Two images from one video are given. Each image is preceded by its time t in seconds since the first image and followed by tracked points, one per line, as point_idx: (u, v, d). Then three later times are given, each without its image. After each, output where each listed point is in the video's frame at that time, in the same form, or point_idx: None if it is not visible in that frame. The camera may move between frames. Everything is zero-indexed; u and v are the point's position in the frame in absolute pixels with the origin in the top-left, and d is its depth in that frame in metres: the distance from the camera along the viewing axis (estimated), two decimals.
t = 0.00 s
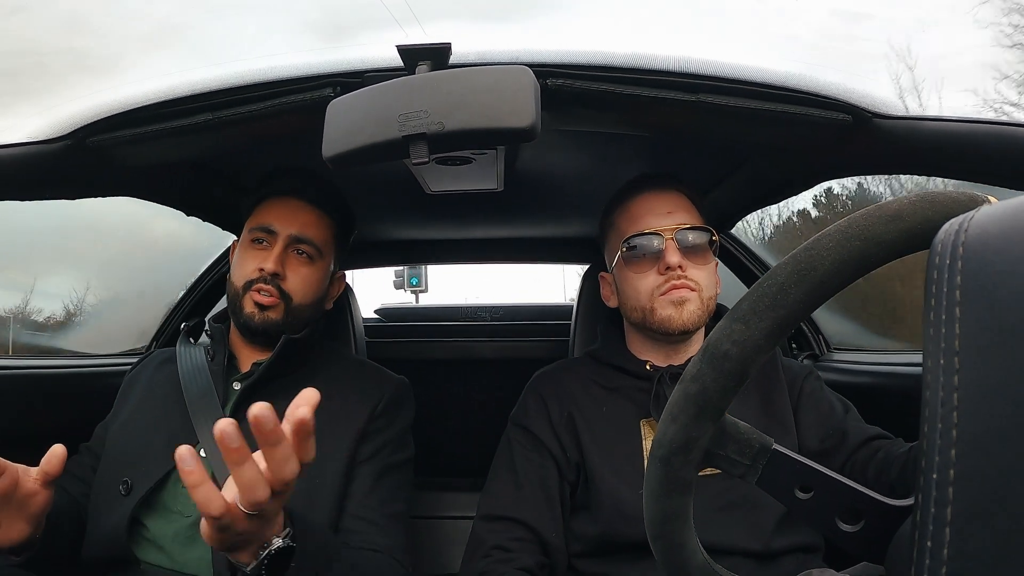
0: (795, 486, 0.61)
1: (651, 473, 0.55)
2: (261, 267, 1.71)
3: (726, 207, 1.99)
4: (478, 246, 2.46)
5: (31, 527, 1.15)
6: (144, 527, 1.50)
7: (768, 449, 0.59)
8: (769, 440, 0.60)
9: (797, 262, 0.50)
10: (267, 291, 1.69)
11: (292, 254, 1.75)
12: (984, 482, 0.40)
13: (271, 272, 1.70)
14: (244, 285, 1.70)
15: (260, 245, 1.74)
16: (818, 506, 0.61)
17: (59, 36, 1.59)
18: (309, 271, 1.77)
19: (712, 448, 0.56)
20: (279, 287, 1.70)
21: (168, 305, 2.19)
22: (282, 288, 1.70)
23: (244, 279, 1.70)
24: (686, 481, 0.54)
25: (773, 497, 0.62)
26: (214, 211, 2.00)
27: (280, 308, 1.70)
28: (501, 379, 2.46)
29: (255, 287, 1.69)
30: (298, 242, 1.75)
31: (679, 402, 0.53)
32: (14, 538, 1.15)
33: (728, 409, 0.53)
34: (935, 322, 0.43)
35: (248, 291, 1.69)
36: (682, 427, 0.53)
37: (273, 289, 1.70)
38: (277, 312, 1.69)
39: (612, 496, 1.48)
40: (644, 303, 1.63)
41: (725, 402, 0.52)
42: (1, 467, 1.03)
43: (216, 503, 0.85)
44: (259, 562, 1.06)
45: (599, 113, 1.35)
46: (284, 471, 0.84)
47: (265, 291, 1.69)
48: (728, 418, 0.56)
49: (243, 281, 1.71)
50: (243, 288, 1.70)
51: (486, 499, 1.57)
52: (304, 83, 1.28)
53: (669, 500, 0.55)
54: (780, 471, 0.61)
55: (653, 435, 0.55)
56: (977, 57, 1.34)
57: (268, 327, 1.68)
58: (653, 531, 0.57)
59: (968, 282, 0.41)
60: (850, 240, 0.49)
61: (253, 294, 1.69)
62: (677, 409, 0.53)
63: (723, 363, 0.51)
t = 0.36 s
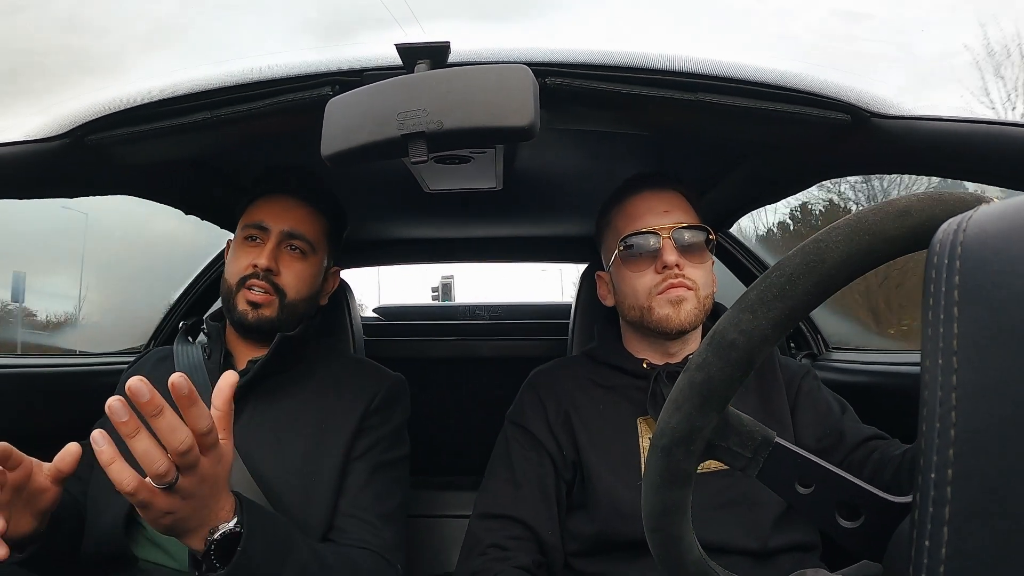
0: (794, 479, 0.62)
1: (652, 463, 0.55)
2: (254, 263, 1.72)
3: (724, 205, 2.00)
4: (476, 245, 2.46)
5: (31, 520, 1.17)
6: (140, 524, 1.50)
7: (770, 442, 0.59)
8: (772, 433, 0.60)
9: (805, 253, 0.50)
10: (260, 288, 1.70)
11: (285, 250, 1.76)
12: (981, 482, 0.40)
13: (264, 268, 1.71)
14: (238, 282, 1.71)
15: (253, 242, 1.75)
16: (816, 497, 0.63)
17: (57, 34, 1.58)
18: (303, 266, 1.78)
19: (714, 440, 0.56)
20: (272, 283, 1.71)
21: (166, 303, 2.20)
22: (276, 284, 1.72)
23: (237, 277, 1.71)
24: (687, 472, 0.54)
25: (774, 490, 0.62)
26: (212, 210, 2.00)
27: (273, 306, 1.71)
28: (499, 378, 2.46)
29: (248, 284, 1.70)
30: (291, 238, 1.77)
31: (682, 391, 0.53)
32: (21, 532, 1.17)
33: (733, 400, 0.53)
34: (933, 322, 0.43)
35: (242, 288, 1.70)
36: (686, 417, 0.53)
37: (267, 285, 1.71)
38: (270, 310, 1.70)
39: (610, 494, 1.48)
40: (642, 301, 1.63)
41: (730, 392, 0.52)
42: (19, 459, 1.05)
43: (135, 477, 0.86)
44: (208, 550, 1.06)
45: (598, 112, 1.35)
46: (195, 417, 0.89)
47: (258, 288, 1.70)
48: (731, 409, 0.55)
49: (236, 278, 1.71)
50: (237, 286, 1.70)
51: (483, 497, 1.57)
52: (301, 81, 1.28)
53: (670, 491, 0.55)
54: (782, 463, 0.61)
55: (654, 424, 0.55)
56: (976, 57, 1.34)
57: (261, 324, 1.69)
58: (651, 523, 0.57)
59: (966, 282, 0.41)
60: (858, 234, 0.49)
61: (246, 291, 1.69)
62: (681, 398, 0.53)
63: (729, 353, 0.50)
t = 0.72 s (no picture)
0: (791, 476, 0.62)
1: (649, 460, 0.56)
2: (249, 257, 1.71)
3: (722, 201, 2.00)
4: (474, 241, 2.46)
5: (64, 487, 1.26)
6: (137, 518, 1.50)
7: (766, 439, 0.59)
8: (768, 430, 0.60)
9: (802, 249, 0.50)
10: (256, 282, 1.70)
11: (280, 244, 1.76)
12: (978, 477, 0.40)
13: (259, 262, 1.70)
14: (234, 275, 1.70)
15: (248, 236, 1.76)
16: (814, 493, 0.63)
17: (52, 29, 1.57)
18: (299, 260, 1.78)
19: (711, 436, 0.56)
20: (268, 277, 1.71)
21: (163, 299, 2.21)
22: (271, 279, 1.72)
23: (232, 271, 1.71)
24: (683, 469, 0.54)
25: (772, 488, 0.63)
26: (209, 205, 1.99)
27: (268, 301, 1.71)
28: (497, 373, 2.46)
29: (244, 277, 1.69)
30: (286, 232, 1.76)
31: (678, 388, 0.53)
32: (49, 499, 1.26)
33: (728, 398, 0.53)
34: (930, 317, 0.43)
35: (238, 282, 1.70)
36: (682, 413, 0.53)
37: (262, 279, 1.71)
38: (265, 303, 1.70)
39: (608, 489, 1.49)
40: (641, 293, 1.62)
41: (725, 389, 0.52)
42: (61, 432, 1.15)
43: (119, 439, 0.94)
44: (199, 525, 1.13)
45: (596, 107, 1.34)
46: (160, 371, 0.95)
47: (254, 282, 1.70)
48: (727, 406, 0.56)
49: (233, 271, 1.71)
50: (233, 279, 1.70)
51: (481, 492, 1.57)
52: (298, 76, 1.27)
53: (667, 487, 0.55)
54: (778, 461, 0.61)
55: (650, 421, 0.56)
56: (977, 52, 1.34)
57: (257, 317, 1.69)
58: (647, 519, 0.57)
59: (963, 277, 0.42)
60: (854, 232, 0.49)
61: (242, 284, 1.69)
62: (677, 395, 0.53)
63: (724, 349, 0.51)
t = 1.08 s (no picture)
0: (793, 478, 0.62)
1: (652, 461, 0.55)
2: (254, 270, 1.72)
3: (722, 206, 2.00)
4: (473, 246, 2.46)
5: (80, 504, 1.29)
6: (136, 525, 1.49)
7: (769, 440, 0.59)
8: (770, 431, 0.59)
9: (809, 250, 0.50)
10: (260, 294, 1.71)
11: (285, 257, 1.77)
12: (978, 485, 0.40)
13: (264, 276, 1.72)
14: (239, 287, 1.71)
15: (253, 247, 1.76)
16: (814, 497, 0.63)
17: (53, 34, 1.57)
18: (303, 274, 1.79)
19: (713, 437, 0.56)
20: (272, 291, 1.72)
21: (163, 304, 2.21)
22: (276, 291, 1.72)
23: (236, 283, 1.72)
24: (686, 471, 0.54)
25: (774, 490, 0.62)
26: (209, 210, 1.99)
27: (273, 311, 1.72)
28: (496, 379, 2.45)
29: (248, 290, 1.70)
30: (291, 245, 1.78)
31: (682, 388, 0.53)
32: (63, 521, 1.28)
33: (732, 398, 0.53)
34: (929, 322, 0.43)
35: (242, 294, 1.70)
36: (685, 414, 0.53)
37: (267, 292, 1.71)
38: (270, 314, 1.71)
39: (607, 495, 1.48)
40: (643, 309, 1.63)
41: (729, 389, 0.52)
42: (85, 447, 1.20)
43: (143, 437, 0.95)
44: (220, 531, 1.16)
45: (595, 112, 1.34)
46: (189, 373, 0.95)
47: (259, 294, 1.71)
48: (731, 407, 0.55)
49: (237, 283, 1.72)
50: (237, 291, 1.71)
51: (479, 498, 1.57)
52: (298, 81, 1.27)
53: (668, 489, 0.55)
54: (781, 462, 0.61)
55: (653, 422, 0.55)
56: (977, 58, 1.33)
57: (261, 329, 1.70)
58: (647, 522, 0.57)
59: (962, 283, 0.42)
60: (861, 233, 0.49)
61: (247, 296, 1.70)
62: (681, 395, 0.53)
63: (729, 349, 0.51)
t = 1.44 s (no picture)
0: (792, 476, 0.62)
1: (651, 458, 0.55)
2: (279, 276, 1.70)
3: (722, 205, 2.00)
4: (474, 244, 2.46)
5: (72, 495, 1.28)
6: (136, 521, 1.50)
7: (768, 437, 0.59)
8: (769, 428, 0.60)
9: (810, 249, 0.50)
10: (284, 301, 1.69)
11: (304, 263, 1.76)
12: (977, 484, 0.40)
13: (290, 283, 1.70)
14: (262, 294, 1.68)
15: (274, 252, 1.72)
16: (812, 496, 0.63)
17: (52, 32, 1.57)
18: (320, 279, 1.78)
19: (712, 434, 0.56)
20: (297, 298, 1.70)
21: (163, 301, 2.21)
22: (299, 299, 1.71)
23: (260, 286, 1.69)
24: (686, 468, 0.54)
25: (773, 488, 0.62)
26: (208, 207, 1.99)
27: (294, 320, 1.70)
28: (496, 376, 2.46)
29: (273, 297, 1.68)
30: (311, 251, 1.77)
31: (682, 384, 0.53)
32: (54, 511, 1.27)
33: (732, 394, 0.53)
34: (929, 321, 0.43)
35: (266, 301, 1.68)
36: (685, 410, 0.53)
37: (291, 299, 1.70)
38: (293, 323, 1.70)
39: (607, 493, 1.48)
40: (639, 301, 1.63)
41: (729, 385, 0.52)
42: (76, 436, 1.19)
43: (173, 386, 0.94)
44: (257, 497, 1.10)
45: (595, 111, 1.34)
46: (216, 322, 0.94)
47: (284, 301, 1.69)
48: (730, 403, 0.55)
49: (260, 289, 1.69)
50: (261, 297, 1.68)
51: (479, 495, 1.57)
52: (296, 79, 1.27)
53: (667, 485, 0.55)
54: (779, 461, 0.61)
55: (652, 419, 0.55)
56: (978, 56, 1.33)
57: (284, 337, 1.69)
58: (646, 519, 0.57)
59: (961, 282, 0.42)
60: (863, 231, 0.49)
61: (270, 303, 1.68)
62: (681, 391, 0.53)
63: (730, 346, 0.51)
